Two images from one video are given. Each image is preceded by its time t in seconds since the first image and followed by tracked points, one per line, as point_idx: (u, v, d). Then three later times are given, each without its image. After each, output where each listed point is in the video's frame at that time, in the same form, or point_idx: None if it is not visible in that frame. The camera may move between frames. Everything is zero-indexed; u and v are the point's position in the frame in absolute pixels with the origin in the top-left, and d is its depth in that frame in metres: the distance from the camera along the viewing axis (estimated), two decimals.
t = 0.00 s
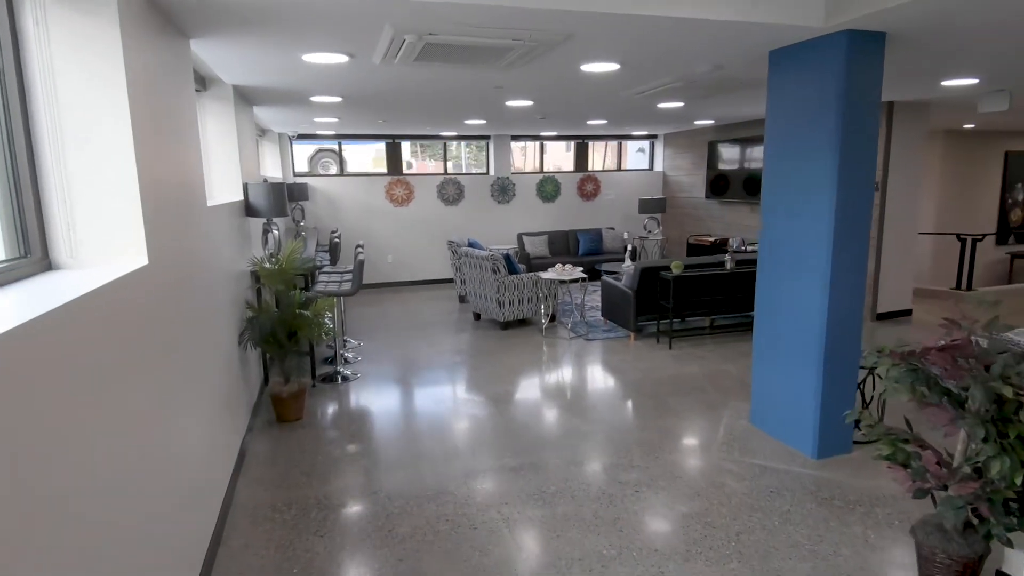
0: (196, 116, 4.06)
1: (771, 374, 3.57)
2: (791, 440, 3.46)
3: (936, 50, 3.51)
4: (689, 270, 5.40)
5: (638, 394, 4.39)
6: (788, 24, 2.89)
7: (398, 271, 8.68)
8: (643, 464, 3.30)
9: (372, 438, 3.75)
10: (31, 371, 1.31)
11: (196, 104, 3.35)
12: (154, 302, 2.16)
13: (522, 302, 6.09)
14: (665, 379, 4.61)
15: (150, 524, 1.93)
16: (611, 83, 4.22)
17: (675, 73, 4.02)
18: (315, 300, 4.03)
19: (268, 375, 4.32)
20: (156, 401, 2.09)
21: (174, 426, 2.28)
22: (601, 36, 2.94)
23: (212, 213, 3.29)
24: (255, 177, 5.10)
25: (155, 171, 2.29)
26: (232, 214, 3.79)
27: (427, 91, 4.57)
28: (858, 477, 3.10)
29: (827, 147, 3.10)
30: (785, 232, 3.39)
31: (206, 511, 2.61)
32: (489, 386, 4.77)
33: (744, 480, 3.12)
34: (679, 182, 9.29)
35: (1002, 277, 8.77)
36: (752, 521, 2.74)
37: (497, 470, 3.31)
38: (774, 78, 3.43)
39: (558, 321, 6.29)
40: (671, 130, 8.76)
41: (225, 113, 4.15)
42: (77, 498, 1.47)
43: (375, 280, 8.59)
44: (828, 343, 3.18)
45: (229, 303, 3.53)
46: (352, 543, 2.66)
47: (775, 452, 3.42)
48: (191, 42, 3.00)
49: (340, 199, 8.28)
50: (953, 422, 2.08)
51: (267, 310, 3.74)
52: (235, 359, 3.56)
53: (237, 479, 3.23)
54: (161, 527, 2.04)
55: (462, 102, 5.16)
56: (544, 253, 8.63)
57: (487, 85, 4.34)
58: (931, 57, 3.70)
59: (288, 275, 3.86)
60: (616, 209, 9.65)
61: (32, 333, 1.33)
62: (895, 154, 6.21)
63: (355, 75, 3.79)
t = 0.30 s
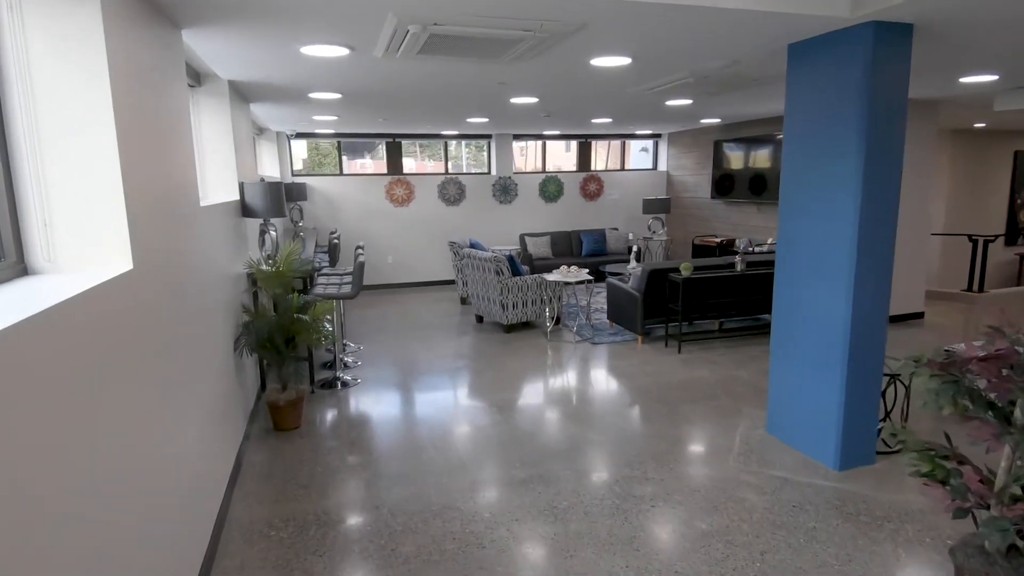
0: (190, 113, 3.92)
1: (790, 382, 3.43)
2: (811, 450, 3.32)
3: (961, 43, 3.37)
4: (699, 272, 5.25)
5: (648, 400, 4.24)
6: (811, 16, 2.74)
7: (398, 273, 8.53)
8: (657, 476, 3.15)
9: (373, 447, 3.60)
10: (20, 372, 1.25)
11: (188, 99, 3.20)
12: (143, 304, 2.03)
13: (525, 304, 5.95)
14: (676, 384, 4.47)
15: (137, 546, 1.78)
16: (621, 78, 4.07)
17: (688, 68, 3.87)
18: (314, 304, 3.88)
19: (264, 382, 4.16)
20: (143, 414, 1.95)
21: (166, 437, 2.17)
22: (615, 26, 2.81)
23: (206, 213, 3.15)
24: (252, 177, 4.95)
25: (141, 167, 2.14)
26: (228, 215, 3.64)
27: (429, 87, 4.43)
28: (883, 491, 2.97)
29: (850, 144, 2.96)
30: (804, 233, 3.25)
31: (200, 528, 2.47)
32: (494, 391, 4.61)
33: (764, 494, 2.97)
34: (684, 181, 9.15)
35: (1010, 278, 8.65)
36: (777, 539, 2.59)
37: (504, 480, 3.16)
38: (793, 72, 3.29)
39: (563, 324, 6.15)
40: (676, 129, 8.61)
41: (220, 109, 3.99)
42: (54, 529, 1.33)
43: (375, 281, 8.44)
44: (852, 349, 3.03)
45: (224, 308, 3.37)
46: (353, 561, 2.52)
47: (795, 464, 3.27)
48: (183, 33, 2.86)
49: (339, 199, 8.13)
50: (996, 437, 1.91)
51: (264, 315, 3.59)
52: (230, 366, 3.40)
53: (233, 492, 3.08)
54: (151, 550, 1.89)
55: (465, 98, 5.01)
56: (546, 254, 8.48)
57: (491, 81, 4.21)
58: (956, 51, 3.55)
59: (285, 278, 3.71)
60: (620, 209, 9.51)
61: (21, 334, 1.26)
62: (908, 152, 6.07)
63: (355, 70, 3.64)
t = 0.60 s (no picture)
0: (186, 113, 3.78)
1: (811, 393, 3.30)
2: (834, 465, 3.19)
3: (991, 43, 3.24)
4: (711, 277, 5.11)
5: (661, 410, 4.10)
6: (842, 12, 2.61)
7: (399, 276, 8.40)
8: (675, 493, 3.01)
9: (377, 460, 3.46)
10: None
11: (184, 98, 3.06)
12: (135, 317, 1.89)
13: (531, 309, 5.80)
14: (689, 393, 4.33)
15: None
16: (633, 78, 3.94)
17: (703, 67, 3.74)
18: (315, 311, 3.73)
19: (263, 392, 4.01)
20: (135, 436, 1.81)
21: (160, 459, 2.03)
22: (634, 23, 2.68)
23: (202, 217, 3.01)
24: (251, 179, 4.81)
25: (133, 168, 2.00)
26: (225, 219, 3.50)
27: (432, 86, 4.29)
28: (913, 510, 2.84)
29: (879, 145, 2.82)
30: (828, 238, 3.12)
31: (197, 554, 2.33)
32: (501, 399, 4.47)
33: (789, 513, 2.84)
34: (689, 183, 9.02)
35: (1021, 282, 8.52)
36: (807, 565, 2.45)
37: (515, 497, 3.01)
38: (816, 71, 3.16)
39: (569, 329, 6.00)
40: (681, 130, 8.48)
41: (218, 109, 3.86)
42: None
43: (375, 285, 8.30)
44: (880, 359, 2.90)
45: (222, 316, 3.23)
46: None
47: (818, 480, 3.14)
48: (179, 28, 2.72)
49: (340, 201, 7.98)
50: None
51: (264, 323, 3.44)
52: (228, 377, 3.26)
53: (231, 512, 2.94)
54: None
55: (470, 99, 4.87)
56: (550, 257, 8.36)
57: (498, 80, 4.07)
58: (983, 50, 3.43)
59: (286, 284, 3.56)
60: (624, 211, 9.37)
61: None
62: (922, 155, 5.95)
63: (359, 68, 3.51)
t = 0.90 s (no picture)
0: (181, 112, 3.66)
1: (833, 402, 3.19)
2: (857, 476, 3.09)
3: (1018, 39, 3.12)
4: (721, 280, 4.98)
5: (673, 416, 3.98)
6: (869, 6, 2.49)
7: (399, 278, 8.27)
8: (693, 507, 2.89)
9: (380, 471, 3.32)
10: None
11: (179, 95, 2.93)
12: (127, 328, 1.77)
13: (535, 312, 5.66)
14: (701, 400, 4.21)
15: None
16: (644, 75, 3.82)
17: (718, 64, 3.62)
18: (316, 316, 3.60)
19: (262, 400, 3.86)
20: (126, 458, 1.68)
21: (153, 479, 1.90)
22: (651, 16, 2.56)
23: (199, 220, 2.88)
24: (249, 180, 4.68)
25: (124, 168, 1.88)
26: (223, 221, 3.38)
27: (436, 83, 4.17)
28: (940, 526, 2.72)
29: (906, 146, 2.71)
30: (851, 241, 3.02)
31: None
32: (507, 405, 4.34)
33: (812, 529, 2.72)
34: (693, 184, 8.91)
35: None
36: None
37: (526, 512, 2.89)
38: (839, 68, 3.04)
39: (574, 333, 5.86)
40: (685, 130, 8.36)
41: (215, 107, 3.73)
42: None
43: (375, 287, 8.17)
44: (907, 368, 2.79)
45: (219, 323, 3.09)
46: None
47: (841, 493, 3.02)
48: (173, 22, 2.59)
49: (339, 201, 7.85)
50: None
51: (263, 328, 3.31)
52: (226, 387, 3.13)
53: (229, 528, 2.80)
54: None
55: (475, 97, 4.74)
56: (553, 259, 8.26)
57: (505, 78, 3.95)
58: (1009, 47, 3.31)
59: (286, 288, 3.43)
60: (627, 212, 9.25)
61: None
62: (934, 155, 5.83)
63: (361, 64, 3.37)
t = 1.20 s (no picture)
0: (172, 106, 3.52)
1: (852, 408, 3.07)
2: (878, 484, 2.97)
3: None
4: (729, 280, 4.85)
5: (683, 420, 3.85)
6: None
7: (398, 278, 8.13)
8: (711, 519, 2.76)
9: (381, 481, 3.18)
10: None
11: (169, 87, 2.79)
12: (112, 333, 1.63)
13: (538, 313, 5.52)
14: (712, 404, 4.08)
15: None
16: (654, 68, 3.69)
17: (731, 57, 3.50)
18: (314, 319, 3.46)
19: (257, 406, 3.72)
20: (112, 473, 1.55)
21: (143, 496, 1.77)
22: (668, 3, 2.44)
23: (191, 218, 2.74)
24: (244, 177, 4.54)
25: (108, 160, 1.74)
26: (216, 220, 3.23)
27: (437, 78, 4.03)
28: (967, 538, 2.62)
29: (932, 142, 2.59)
30: (871, 238, 2.90)
31: None
32: (511, 409, 4.21)
33: (835, 542, 2.60)
34: (696, 183, 8.79)
35: None
36: None
37: (534, 523, 2.76)
38: (858, 59, 2.91)
39: (578, 334, 5.73)
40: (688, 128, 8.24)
41: (208, 102, 3.58)
42: None
43: (373, 288, 8.03)
44: (933, 373, 2.67)
45: (211, 327, 2.95)
46: None
47: (863, 504, 2.90)
48: (163, 9, 2.45)
49: (336, 201, 7.71)
50: None
51: (259, 331, 3.18)
52: (219, 394, 2.99)
53: (223, 542, 2.67)
54: None
55: (477, 92, 4.61)
56: (553, 259, 8.13)
57: (509, 71, 3.82)
58: None
59: (283, 290, 3.29)
60: (628, 212, 9.12)
61: None
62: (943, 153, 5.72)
63: (361, 55, 3.24)
